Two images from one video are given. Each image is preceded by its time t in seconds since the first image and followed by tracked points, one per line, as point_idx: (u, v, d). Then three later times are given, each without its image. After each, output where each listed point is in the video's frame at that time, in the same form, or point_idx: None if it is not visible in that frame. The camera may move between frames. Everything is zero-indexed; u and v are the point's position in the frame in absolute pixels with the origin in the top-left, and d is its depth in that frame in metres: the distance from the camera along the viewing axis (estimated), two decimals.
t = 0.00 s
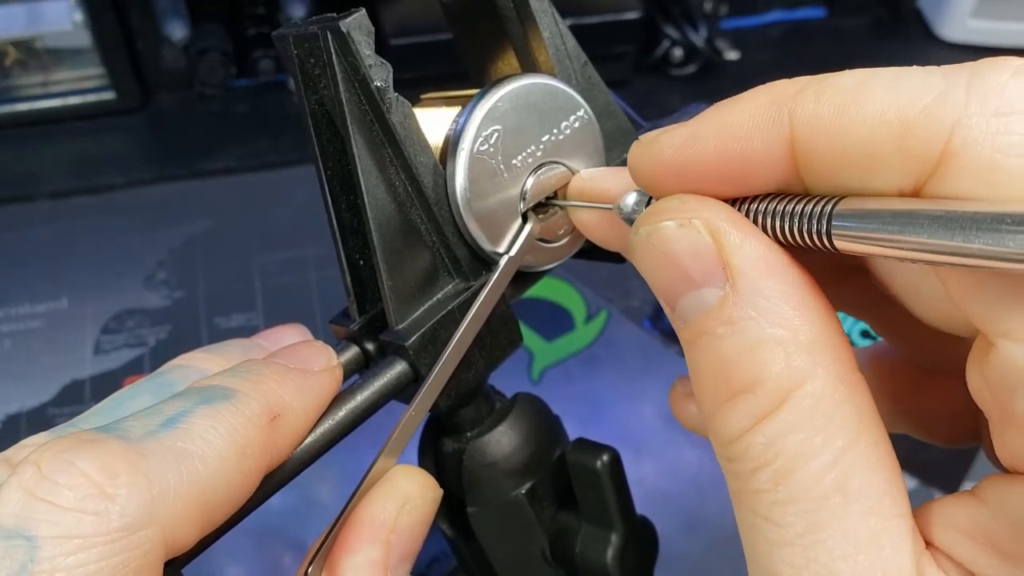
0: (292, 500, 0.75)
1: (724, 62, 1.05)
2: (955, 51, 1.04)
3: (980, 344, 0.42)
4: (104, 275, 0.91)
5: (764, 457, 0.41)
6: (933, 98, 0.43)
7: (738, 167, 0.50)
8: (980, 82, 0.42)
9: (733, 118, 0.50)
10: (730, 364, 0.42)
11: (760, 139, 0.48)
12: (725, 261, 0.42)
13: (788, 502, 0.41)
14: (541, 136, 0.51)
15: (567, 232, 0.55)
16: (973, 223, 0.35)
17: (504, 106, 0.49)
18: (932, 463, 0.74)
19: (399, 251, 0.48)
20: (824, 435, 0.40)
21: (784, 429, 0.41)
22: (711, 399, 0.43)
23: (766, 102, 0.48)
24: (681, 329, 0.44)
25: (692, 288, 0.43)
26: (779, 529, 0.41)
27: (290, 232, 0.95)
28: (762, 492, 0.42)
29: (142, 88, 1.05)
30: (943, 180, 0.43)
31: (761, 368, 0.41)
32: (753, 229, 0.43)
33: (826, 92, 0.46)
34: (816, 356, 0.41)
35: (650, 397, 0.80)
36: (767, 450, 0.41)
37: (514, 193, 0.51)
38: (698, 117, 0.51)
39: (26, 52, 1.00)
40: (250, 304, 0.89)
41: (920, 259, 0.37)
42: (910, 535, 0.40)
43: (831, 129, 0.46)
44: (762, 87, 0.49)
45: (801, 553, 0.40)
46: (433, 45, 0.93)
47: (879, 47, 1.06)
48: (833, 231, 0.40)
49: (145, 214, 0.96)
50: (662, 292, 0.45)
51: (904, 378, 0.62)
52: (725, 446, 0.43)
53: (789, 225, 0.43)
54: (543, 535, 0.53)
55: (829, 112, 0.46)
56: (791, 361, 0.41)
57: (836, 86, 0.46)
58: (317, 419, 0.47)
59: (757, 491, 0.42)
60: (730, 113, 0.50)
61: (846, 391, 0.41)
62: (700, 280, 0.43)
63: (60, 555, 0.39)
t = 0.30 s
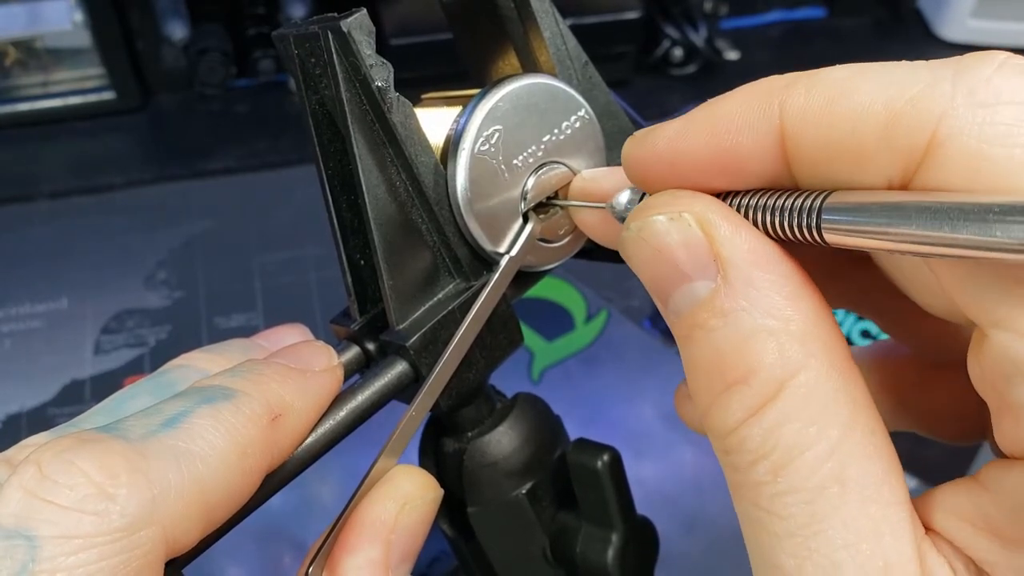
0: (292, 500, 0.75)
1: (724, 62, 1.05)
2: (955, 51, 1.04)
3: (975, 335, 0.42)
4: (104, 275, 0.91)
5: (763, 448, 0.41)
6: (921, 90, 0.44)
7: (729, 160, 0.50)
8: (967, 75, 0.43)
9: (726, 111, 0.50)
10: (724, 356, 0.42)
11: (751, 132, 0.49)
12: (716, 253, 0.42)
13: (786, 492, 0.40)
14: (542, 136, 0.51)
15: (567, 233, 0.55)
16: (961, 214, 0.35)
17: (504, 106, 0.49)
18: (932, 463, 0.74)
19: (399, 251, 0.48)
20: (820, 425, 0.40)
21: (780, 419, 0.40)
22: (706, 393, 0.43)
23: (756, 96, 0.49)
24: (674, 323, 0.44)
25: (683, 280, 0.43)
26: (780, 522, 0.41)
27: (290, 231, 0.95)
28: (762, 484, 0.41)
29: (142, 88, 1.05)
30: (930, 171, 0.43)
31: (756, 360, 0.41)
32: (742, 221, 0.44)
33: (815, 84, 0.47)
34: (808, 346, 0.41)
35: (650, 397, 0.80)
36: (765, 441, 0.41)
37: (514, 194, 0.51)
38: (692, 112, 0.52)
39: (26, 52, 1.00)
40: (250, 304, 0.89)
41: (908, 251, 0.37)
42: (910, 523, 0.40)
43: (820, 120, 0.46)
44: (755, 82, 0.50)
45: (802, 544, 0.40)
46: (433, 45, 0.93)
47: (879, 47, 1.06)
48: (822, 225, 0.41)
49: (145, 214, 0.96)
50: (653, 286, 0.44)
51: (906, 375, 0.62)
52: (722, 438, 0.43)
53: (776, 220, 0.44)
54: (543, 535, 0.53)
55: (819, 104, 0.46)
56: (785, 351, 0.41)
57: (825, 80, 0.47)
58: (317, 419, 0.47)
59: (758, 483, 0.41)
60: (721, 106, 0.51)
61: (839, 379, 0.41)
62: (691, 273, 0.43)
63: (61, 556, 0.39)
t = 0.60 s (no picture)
0: (292, 501, 0.75)
1: (724, 62, 1.05)
2: (955, 50, 1.04)
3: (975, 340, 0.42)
4: (104, 275, 0.91)
5: (763, 455, 0.41)
6: (914, 93, 0.44)
7: (724, 162, 0.51)
8: (961, 79, 0.43)
9: (721, 114, 0.51)
10: (723, 363, 0.41)
11: (745, 135, 0.49)
12: (716, 261, 0.42)
13: (787, 500, 0.40)
14: (542, 137, 0.51)
15: (567, 233, 0.55)
16: (956, 226, 0.35)
17: (505, 107, 0.49)
18: (933, 464, 0.74)
19: (400, 252, 0.48)
20: (820, 432, 0.40)
21: (779, 426, 0.40)
22: (704, 403, 0.43)
23: (750, 100, 0.49)
24: (672, 333, 0.44)
25: (683, 289, 0.43)
26: (781, 530, 0.41)
27: (290, 231, 0.95)
28: (762, 492, 0.41)
29: (142, 88, 1.05)
30: (923, 175, 0.44)
31: (756, 367, 0.41)
32: (741, 229, 0.44)
33: (810, 88, 0.47)
34: (807, 352, 0.41)
35: (650, 397, 0.80)
36: (765, 448, 0.41)
37: (514, 196, 0.51)
38: (687, 114, 0.52)
39: (26, 52, 1.00)
40: (250, 304, 0.89)
41: (901, 260, 0.37)
42: (913, 529, 0.40)
43: (814, 125, 0.47)
44: (749, 84, 0.50)
45: (803, 552, 0.40)
46: (433, 45, 0.93)
47: (878, 47, 1.06)
48: (818, 231, 0.41)
49: (145, 214, 0.96)
50: (652, 296, 0.44)
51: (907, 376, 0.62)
52: (721, 447, 0.43)
53: (770, 226, 0.44)
54: (543, 536, 0.53)
55: (812, 108, 0.47)
56: (784, 359, 0.41)
57: (820, 83, 0.47)
58: (317, 420, 0.47)
59: (758, 492, 0.41)
60: (715, 109, 0.51)
61: (838, 387, 0.41)
62: (691, 281, 0.43)
63: (60, 556, 0.39)
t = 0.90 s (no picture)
0: (292, 501, 0.75)
1: (724, 62, 1.05)
2: (955, 50, 1.04)
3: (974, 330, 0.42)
4: (104, 275, 0.91)
5: (761, 445, 0.41)
6: (902, 88, 0.44)
7: (715, 159, 0.51)
8: (948, 74, 0.43)
9: (710, 111, 0.51)
10: (718, 355, 0.41)
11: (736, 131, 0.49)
12: (706, 253, 0.42)
13: (787, 489, 0.40)
14: (542, 137, 0.51)
15: (567, 233, 0.55)
16: (947, 215, 0.35)
17: (504, 106, 0.49)
18: (933, 464, 0.74)
19: (400, 252, 0.48)
20: (817, 421, 0.40)
21: (775, 415, 0.40)
22: (702, 393, 0.43)
23: (740, 97, 0.49)
24: (668, 326, 0.44)
25: (676, 283, 0.43)
26: (781, 519, 0.40)
27: (290, 231, 0.95)
28: (762, 481, 0.41)
29: (142, 88, 1.05)
30: (913, 170, 0.44)
31: (750, 358, 0.41)
32: (732, 223, 0.44)
33: (799, 84, 0.47)
34: (801, 343, 0.41)
35: (650, 397, 0.80)
36: (762, 438, 0.41)
37: (514, 195, 0.51)
38: (677, 112, 0.52)
39: (26, 52, 1.00)
40: (250, 304, 0.89)
41: (891, 250, 0.38)
42: (913, 515, 0.40)
43: (804, 121, 0.47)
44: (739, 81, 0.50)
45: (804, 540, 0.40)
46: (434, 45, 0.93)
47: (879, 47, 1.06)
48: (810, 224, 0.41)
49: (145, 213, 0.96)
50: (646, 289, 0.44)
51: (907, 374, 0.62)
52: (721, 439, 0.43)
53: (766, 221, 0.43)
54: (543, 536, 0.53)
55: (801, 103, 0.47)
56: (778, 349, 0.41)
57: (808, 79, 0.47)
58: (318, 419, 0.47)
59: (759, 481, 0.41)
60: (705, 107, 0.51)
61: (834, 376, 0.41)
62: (683, 274, 0.43)
63: (60, 555, 0.39)
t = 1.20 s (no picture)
0: (292, 500, 0.75)
1: (724, 62, 1.05)
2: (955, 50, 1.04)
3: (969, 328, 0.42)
4: (104, 274, 0.91)
5: (758, 441, 0.41)
6: (892, 89, 0.44)
7: (706, 160, 0.51)
8: (938, 73, 0.43)
9: (703, 113, 0.51)
10: (714, 353, 0.41)
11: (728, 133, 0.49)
12: (700, 253, 0.43)
13: (784, 484, 0.40)
14: (541, 136, 0.51)
15: (567, 232, 0.55)
16: (938, 215, 0.35)
17: (503, 106, 0.49)
18: (933, 464, 0.73)
19: (399, 251, 0.48)
20: (812, 416, 0.40)
21: (771, 412, 0.40)
22: (700, 390, 0.43)
23: (732, 98, 0.49)
24: (665, 325, 0.44)
25: (672, 283, 0.43)
26: (779, 514, 0.40)
27: (290, 232, 0.95)
28: (760, 477, 0.41)
29: (142, 88, 1.05)
30: (904, 169, 0.44)
31: (746, 355, 0.41)
32: (724, 221, 0.44)
33: (789, 85, 0.47)
34: (796, 338, 0.41)
35: (651, 397, 0.80)
36: (759, 434, 0.41)
37: (513, 194, 0.51)
38: (669, 113, 0.52)
39: (26, 52, 1.00)
40: (250, 304, 0.89)
41: (883, 249, 0.38)
42: (909, 509, 0.40)
43: (794, 121, 0.47)
44: (731, 83, 0.50)
45: (801, 535, 0.40)
46: (433, 45, 0.93)
47: (879, 47, 1.06)
48: (803, 221, 0.41)
49: (145, 213, 0.96)
50: (642, 289, 0.44)
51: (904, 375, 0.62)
52: (717, 436, 0.43)
53: (759, 219, 0.43)
54: (543, 535, 0.53)
55: (793, 105, 0.47)
56: (773, 345, 0.41)
57: (799, 80, 0.47)
58: (317, 418, 0.47)
59: (757, 477, 0.41)
60: (697, 109, 0.51)
61: (829, 371, 0.41)
62: (678, 274, 0.43)
63: (59, 553, 0.39)
